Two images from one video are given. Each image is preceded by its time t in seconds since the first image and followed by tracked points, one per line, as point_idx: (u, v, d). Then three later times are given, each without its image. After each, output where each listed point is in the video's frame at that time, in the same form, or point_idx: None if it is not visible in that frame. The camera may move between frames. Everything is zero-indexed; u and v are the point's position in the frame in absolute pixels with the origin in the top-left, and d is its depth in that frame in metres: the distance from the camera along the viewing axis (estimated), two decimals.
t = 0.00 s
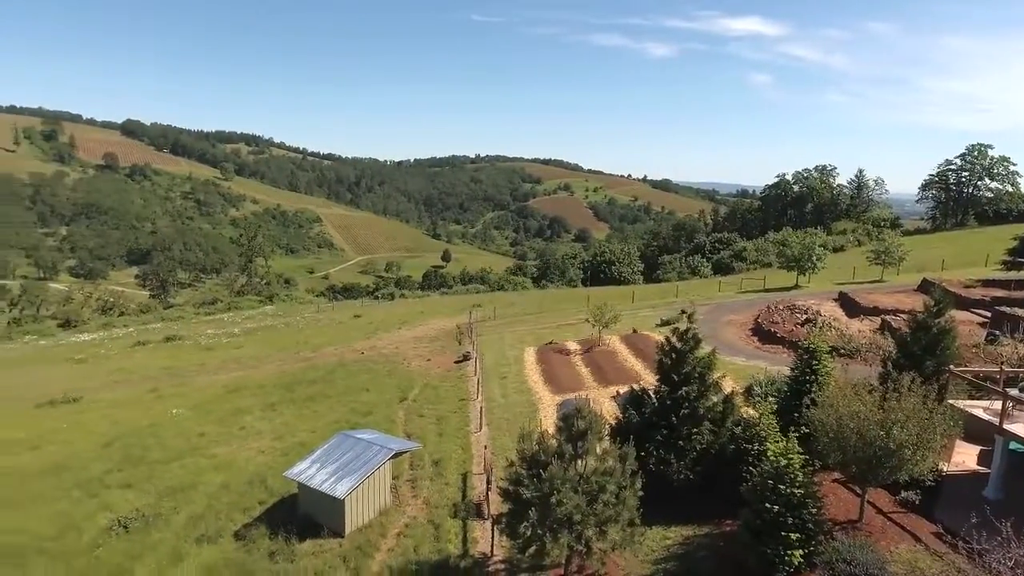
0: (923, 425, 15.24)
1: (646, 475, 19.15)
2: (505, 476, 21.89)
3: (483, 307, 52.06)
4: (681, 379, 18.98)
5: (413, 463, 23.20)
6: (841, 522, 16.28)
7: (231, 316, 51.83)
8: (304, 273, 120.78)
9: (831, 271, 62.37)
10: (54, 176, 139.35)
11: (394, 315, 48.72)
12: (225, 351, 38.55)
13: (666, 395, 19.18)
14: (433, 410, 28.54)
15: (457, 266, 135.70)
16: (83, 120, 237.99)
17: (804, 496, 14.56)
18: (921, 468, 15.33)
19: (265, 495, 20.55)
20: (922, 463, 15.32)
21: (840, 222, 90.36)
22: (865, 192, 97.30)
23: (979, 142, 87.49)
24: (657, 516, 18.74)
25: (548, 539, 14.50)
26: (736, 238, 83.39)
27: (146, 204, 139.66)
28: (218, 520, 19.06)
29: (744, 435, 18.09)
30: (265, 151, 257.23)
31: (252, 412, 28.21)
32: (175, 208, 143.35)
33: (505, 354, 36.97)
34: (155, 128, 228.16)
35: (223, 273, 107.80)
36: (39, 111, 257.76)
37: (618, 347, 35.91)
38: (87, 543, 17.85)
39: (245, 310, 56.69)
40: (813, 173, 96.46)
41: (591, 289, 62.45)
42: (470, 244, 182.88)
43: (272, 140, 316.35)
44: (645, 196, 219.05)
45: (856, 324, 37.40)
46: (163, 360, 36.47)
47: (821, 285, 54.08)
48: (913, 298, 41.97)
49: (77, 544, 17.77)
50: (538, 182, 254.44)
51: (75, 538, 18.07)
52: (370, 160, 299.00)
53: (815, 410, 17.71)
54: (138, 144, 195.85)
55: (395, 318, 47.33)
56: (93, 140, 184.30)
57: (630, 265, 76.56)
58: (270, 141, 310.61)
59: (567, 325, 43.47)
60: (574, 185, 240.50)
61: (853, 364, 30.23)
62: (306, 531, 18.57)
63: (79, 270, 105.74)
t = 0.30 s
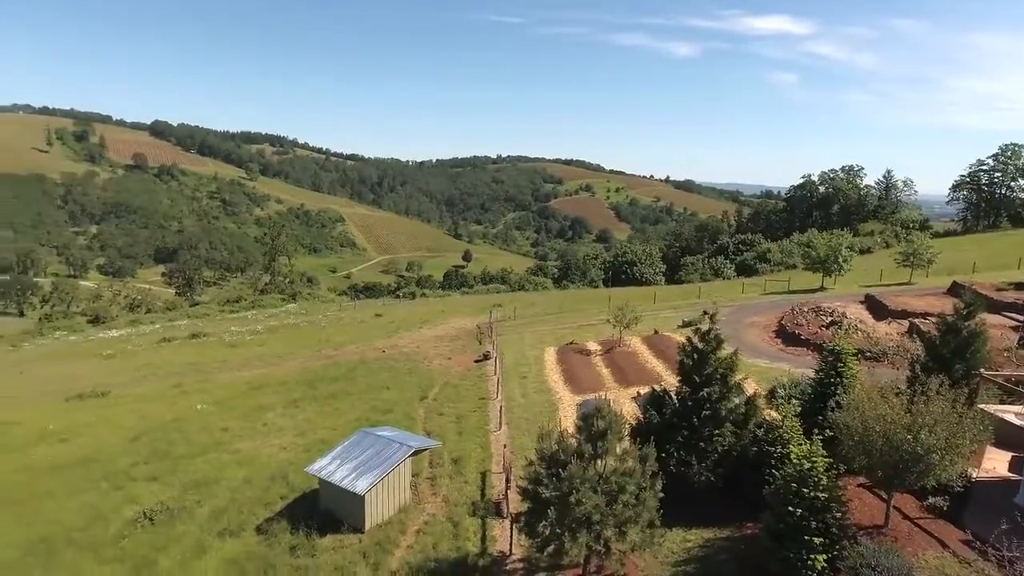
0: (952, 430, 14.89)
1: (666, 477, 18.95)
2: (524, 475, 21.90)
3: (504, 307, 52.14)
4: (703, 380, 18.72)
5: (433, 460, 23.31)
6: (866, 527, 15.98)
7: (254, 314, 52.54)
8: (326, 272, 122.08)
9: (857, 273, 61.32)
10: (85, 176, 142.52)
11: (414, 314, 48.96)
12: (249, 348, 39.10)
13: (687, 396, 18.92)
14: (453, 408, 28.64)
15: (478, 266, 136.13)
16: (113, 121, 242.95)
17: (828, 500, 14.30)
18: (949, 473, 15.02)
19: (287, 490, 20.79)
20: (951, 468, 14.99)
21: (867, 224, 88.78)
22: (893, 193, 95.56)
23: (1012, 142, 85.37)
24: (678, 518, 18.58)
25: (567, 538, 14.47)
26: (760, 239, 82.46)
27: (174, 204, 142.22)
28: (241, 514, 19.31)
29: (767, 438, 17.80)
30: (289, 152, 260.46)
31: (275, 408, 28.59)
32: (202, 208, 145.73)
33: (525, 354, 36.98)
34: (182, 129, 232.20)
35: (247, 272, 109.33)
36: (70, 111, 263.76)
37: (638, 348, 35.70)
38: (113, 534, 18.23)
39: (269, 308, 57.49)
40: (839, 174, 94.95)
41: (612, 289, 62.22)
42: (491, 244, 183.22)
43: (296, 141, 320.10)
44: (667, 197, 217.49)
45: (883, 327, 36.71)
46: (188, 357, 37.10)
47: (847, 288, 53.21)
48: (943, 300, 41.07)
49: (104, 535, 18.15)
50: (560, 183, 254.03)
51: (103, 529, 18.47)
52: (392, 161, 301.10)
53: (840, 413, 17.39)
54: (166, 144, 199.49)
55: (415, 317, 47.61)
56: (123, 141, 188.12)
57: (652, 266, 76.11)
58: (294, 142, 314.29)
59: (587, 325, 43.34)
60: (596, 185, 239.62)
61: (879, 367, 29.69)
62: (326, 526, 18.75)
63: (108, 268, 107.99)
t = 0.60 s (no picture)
0: (983, 436, 14.49)
1: (687, 478, 18.70)
2: (543, 475, 21.85)
3: (524, 307, 52.13)
4: (725, 381, 18.36)
5: (452, 458, 23.37)
6: (891, 533, 15.63)
7: (277, 312, 53.18)
8: (349, 271, 123.23)
9: (885, 275, 60.20)
10: (114, 176, 145.58)
11: (435, 313, 49.17)
12: (272, 346, 39.59)
13: (708, 397, 18.59)
14: (473, 407, 28.70)
15: (499, 265, 136.36)
16: (141, 122, 247.76)
17: (852, 504, 14.00)
18: (979, 479, 14.63)
19: (308, 485, 21.00)
20: (981, 474, 14.62)
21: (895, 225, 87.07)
22: (923, 194, 93.68)
23: None
24: (698, 521, 18.37)
25: (586, 538, 14.39)
26: (785, 240, 81.40)
27: (200, 204, 144.60)
28: (263, 509, 19.54)
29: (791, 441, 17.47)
30: (313, 152, 263.26)
31: (297, 405, 28.89)
32: (227, 207, 147.97)
33: (545, 353, 36.93)
34: (208, 129, 235.99)
35: (271, 271, 110.80)
36: (100, 112, 269.53)
37: (660, 349, 35.41)
38: (139, 526, 18.58)
39: (292, 306, 58.12)
40: (867, 174, 93.37)
41: (633, 290, 61.88)
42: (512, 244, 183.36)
43: (320, 141, 323.53)
44: (690, 197, 215.58)
45: (911, 330, 35.93)
46: (213, 353, 37.67)
47: (874, 290, 52.26)
48: (973, 303, 40.14)
49: (130, 527, 18.50)
50: (582, 183, 253.27)
51: (129, 520, 18.82)
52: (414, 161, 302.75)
53: (866, 416, 17.01)
54: (193, 144, 202.89)
55: (436, 316, 47.81)
56: (151, 141, 191.75)
57: (674, 267, 75.53)
58: (318, 142, 317.56)
59: (608, 325, 43.15)
60: (618, 185, 238.47)
61: (907, 371, 29.07)
62: (346, 522, 18.90)
63: (136, 266, 110.10)
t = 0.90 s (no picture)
0: (1018, 442, 14.08)
1: (710, 481, 18.46)
2: (565, 475, 21.80)
3: (547, 307, 52.06)
4: (750, 384, 18.04)
5: (474, 457, 23.42)
6: (921, 541, 15.26)
7: (303, 310, 53.84)
8: (374, 270, 124.30)
9: (917, 278, 58.85)
10: (146, 176, 148.83)
11: (459, 313, 49.36)
12: (298, 343, 40.12)
13: (733, 400, 18.34)
14: (495, 406, 28.72)
15: (522, 266, 136.37)
16: (173, 123, 252.85)
17: (880, 511, 13.68)
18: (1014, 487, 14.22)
19: (331, 481, 21.21)
20: (1016, 482, 14.19)
21: (929, 228, 85.01)
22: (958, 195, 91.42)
23: None
24: (722, 525, 18.14)
25: (607, 539, 14.31)
26: (814, 242, 80.01)
27: (228, 203, 147.08)
28: (287, 504, 19.81)
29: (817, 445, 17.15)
30: (339, 152, 266.16)
31: (321, 402, 29.22)
32: (255, 207, 150.30)
33: (568, 354, 36.82)
34: (237, 130, 239.90)
35: (297, 269, 112.30)
36: (133, 113, 275.72)
37: (684, 350, 35.06)
38: (167, 518, 18.97)
39: (317, 305, 58.85)
40: (899, 175, 91.48)
41: (658, 291, 61.42)
42: (535, 245, 183.27)
43: (346, 142, 326.89)
44: (716, 198, 213.11)
45: (944, 334, 35.03)
46: (240, 350, 38.28)
47: (906, 293, 51.07)
48: (1009, 308, 38.99)
49: (159, 518, 18.90)
50: (606, 183, 252.13)
51: (157, 512, 19.22)
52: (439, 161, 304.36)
53: (895, 420, 16.62)
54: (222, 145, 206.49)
55: (459, 316, 47.99)
56: (182, 141, 195.63)
57: (699, 268, 74.77)
58: (344, 142, 321.01)
59: (632, 326, 42.88)
60: (643, 185, 236.86)
61: (939, 376, 28.33)
62: (369, 519, 19.06)
63: (166, 264, 112.39)
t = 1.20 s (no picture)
0: None
1: (735, 485, 18.20)
2: (587, 475, 21.72)
3: (571, 307, 51.89)
4: (777, 387, 17.78)
5: (496, 457, 23.44)
6: (953, 550, 14.87)
7: (329, 309, 54.49)
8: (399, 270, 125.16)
9: (952, 281, 57.31)
10: (178, 176, 151.95)
11: (482, 312, 49.49)
12: (324, 341, 40.61)
13: (759, 402, 18.07)
14: (518, 406, 28.73)
15: (546, 266, 136.14)
16: (204, 124, 257.75)
17: (911, 518, 13.33)
18: None
19: (355, 478, 21.42)
20: None
21: (964, 229, 82.82)
22: (996, 196, 88.88)
23: None
24: (747, 529, 17.88)
25: (629, 541, 14.20)
26: (845, 244, 78.49)
27: (257, 203, 149.48)
28: (312, 499, 20.05)
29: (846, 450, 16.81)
30: (365, 153, 268.68)
31: (346, 399, 29.54)
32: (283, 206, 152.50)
33: (592, 354, 36.66)
34: (266, 130, 243.70)
35: (324, 268, 113.53)
36: (166, 114, 281.90)
37: (710, 352, 34.66)
38: (195, 510, 19.34)
39: (342, 303, 59.49)
40: (934, 176, 89.29)
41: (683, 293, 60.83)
42: (560, 245, 182.95)
43: (372, 142, 329.82)
44: (744, 199, 210.37)
45: (980, 339, 34.09)
46: (267, 347, 38.87)
47: (940, 296, 49.82)
48: None
49: (187, 511, 19.29)
50: (632, 184, 250.48)
51: (185, 505, 19.60)
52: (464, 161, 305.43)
53: (928, 426, 16.21)
54: (251, 145, 209.97)
55: (483, 316, 48.09)
56: (213, 142, 199.37)
57: (726, 270, 73.86)
58: (370, 142, 324.04)
59: (657, 328, 42.56)
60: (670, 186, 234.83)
61: (974, 382, 27.55)
62: (391, 516, 19.20)
63: (197, 262, 114.61)
